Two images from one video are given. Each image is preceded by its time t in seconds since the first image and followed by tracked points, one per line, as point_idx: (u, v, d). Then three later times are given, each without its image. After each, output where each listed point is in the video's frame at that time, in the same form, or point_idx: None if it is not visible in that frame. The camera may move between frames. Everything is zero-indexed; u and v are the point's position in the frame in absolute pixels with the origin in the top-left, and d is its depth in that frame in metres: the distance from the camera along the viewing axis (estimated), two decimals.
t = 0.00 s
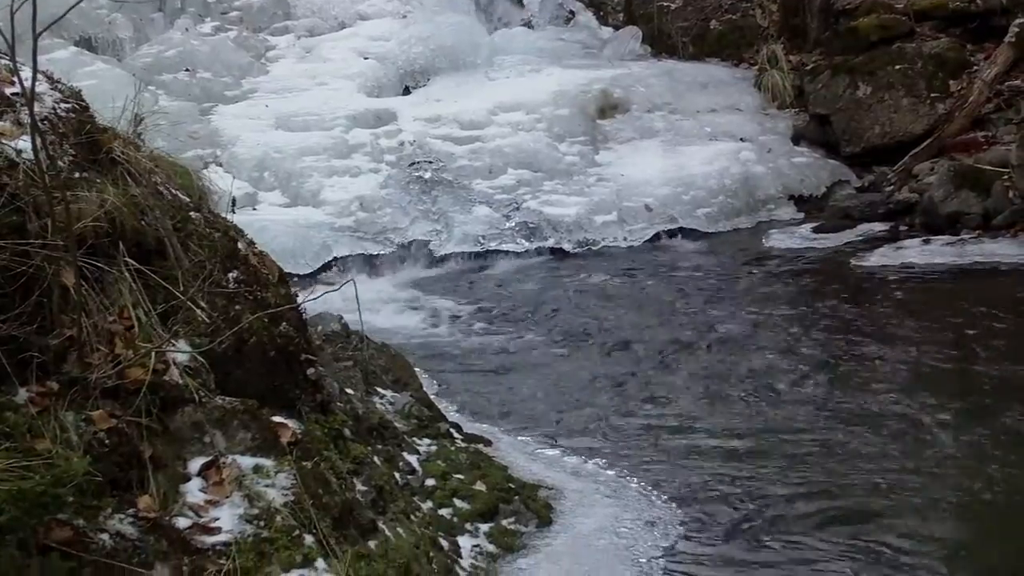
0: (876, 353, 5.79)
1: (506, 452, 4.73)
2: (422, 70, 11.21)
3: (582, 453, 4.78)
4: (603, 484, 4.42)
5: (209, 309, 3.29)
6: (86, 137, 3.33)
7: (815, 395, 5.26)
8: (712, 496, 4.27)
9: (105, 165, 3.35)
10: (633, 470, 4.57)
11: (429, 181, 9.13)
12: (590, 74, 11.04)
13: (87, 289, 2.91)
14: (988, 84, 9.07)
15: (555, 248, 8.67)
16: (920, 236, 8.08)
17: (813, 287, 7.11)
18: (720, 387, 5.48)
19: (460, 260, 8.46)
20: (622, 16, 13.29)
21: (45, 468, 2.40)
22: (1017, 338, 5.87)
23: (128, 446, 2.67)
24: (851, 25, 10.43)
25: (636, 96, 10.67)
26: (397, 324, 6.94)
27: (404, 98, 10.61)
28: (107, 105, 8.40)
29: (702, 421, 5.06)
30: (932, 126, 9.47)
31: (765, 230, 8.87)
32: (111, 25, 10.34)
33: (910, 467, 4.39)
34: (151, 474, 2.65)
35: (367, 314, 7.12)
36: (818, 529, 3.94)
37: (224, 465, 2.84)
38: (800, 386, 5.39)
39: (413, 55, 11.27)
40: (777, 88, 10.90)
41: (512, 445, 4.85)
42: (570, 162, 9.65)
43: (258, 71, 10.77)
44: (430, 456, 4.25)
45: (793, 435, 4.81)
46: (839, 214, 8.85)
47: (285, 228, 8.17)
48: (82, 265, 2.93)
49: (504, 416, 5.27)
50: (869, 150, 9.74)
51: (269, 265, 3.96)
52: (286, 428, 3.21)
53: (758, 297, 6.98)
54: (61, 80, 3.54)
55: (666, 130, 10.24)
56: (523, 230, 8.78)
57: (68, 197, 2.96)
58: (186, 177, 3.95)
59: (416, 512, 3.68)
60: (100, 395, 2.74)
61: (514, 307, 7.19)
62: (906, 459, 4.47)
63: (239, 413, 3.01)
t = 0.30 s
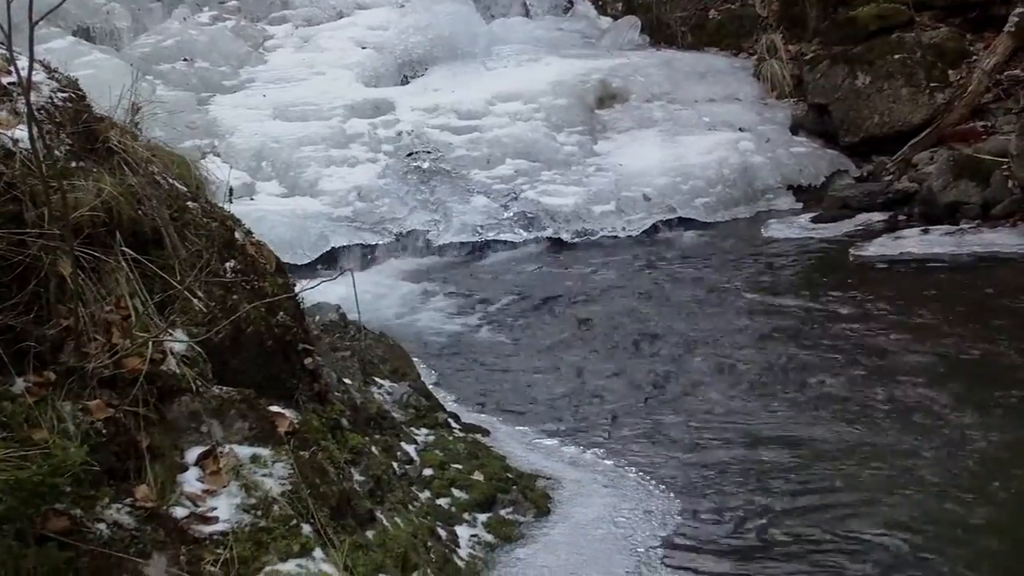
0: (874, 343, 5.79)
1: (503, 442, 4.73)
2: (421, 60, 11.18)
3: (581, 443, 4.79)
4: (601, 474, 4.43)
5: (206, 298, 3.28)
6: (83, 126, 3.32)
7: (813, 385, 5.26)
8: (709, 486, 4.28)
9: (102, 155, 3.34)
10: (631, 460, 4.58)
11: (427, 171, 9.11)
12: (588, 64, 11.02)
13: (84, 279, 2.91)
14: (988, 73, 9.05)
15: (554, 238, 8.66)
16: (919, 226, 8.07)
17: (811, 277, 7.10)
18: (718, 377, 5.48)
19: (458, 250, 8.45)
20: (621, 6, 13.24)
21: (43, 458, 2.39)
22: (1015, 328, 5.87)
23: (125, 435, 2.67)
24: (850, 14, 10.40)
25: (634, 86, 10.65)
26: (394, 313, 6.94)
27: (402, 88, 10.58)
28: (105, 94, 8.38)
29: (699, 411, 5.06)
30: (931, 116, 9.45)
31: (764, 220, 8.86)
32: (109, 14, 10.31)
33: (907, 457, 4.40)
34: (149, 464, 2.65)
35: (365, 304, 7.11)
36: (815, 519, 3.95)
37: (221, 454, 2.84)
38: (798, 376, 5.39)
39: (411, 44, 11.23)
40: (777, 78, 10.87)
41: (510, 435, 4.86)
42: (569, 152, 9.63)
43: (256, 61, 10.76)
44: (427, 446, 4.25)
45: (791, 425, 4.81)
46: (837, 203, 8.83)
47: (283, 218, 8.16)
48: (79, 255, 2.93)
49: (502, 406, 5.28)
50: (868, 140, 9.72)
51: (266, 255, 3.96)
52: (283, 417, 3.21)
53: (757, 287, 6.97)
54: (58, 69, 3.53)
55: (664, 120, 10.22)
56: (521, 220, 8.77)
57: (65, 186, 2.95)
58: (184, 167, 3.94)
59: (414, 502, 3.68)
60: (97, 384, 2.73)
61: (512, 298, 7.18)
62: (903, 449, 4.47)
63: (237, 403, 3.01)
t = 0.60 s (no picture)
0: (871, 333, 5.79)
1: (501, 432, 4.73)
2: (418, 49, 11.14)
3: (578, 433, 4.79)
4: (598, 463, 4.43)
5: (203, 288, 3.27)
6: (79, 115, 3.30)
7: (810, 375, 5.26)
8: (706, 476, 4.28)
9: (98, 144, 3.33)
10: (628, 449, 4.58)
11: (424, 160, 9.10)
12: (585, 53, 10.98)
13: (81, 268, 2.90)
14: (986, 63, 8.98)
15: (551, 227, 8.64)
16: (916, 216, 8.07)
17: (808, 267, 7.10)
18: (715, 367, 5.48)
19: (455, 240, 8.43)
20: None
21: (39, 447, 2.39)
22: (1012, 318, 5.87)
23: (121, 425, 2.66)
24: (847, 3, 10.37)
25: (632, 76, 10.63)
26: (391, 303, 6.93)
27: (399, 77, 10.55)
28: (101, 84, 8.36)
29: (697, 401, 5.06)
30: (928, 106, 9.44)
31: (761, 210, 8.85)
32: (105, 4, 10.28)
33: (904, 446, 4.40)
34: (145, 453, 2.64)
35: (362, 294, 7.10)
36: (814, 509, 3.95)
37: (217, 444, 2.83)
38: (796, 366, 5.39)
39: (408, 34, 11.19)
40: (774, 68, 10.85)
41: (507, 425, 4.86)
42: (566, 142, 9.61)
43: (252, 51, 10.73)
44: (425, 436, 4.25)
45: (788, 415, 4.81)
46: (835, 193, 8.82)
47: (280, 208, 8.15)
48: (75, 244, 2.92)
49: (499, 396, 5.28)
50: (865, 130, 9.71)
51: (263, 244, 3.94)
52: (279, 407, 3.20)
53: (754, 277, 6.97)
54: (53, 59, 3.51)
55: (662, 109, 10.20)
56: (519, 209, 8.75)
57: (61, 175, 2.94)
58: (181, 157, 3.93)
59: (411, 491, 3.68)
60: (93, 374, 2.73)
61: (509, 287, 7.17)
62: (900, 439, 4.48)
63: (233, 392, 3.00)
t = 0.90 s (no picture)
0: (867, 322, 5.80)
1: (497, 421, 4.73)
2: (414, 40, 11.10)
3: (574, 422, 4.79)
4: (594, 452, 4.43)
5: (198, 277, 3.26)
6: (74, 104, 3.29)
7: (805, 364, 5.27)
8: (702, 465, 4.29)
9: (93, 132, 3.31)
10: (624, 438, 4.59)
11: (420, 151, 9.08)
12: (581, 43, 10.96)
13: (76, 257, 2.89)
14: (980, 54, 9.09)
15: (547, 217, 8.62)
16: (912, 205, 8.07)
17: (804, 257, 7.09)
18: (711, 356, 5.48)
19: (451, 230, 8.41)
20: None
21: (34, 436, 2.38)
22: (1007, 307, 5.88)
23: (116, 414, 2.66)
24: None
25: (628, 66, 10.61)
26: (387, 293, 6.92)
27: (394, 67, 10.52)
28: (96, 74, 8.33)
29: (693, 391, 5.06)
30: (924, 96, 9.39)
31: (757, 199, 8.85)
32: None
33: (898, 435, 4.41)
34: (140, 442, 2.64)
35: (358, 284, 7.09)
36: (810, 499, 3.95)
37: (213, 433, 2.83)
38: (791, 356, 5.39)
39: (404, 24, 11.16)
40: (770, 58, 10.83)
41: (503, 414, 4.86)
42: (562, 132, 9.59)
43: (248, 41, 10.70)
44: (421, 425, 4.25)
45: (783, 405, 4.82)
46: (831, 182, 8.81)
47: (276, 198, 8.13)
48: (70, 233, 2.91)
49: (495, 385, 5.28)
50: (861, 120, 9.68)
51: (258, 233, 3.93)
52: (275, 396, 3.20)
53: (750, 267, 6.97)
54: (48, 48, 3.50)
55: (658, 99, 10.18)
56: (515, 199, 8.73)
57: (56, 164, 2.93)
58: (177, 146, 3.92)
59: (407, 480, 3.68)
60: (89, 363, 2.72)
61: (505, 277, 7.17)
62: (895, 428, 4.49)
63: (229, 380, 3.00)
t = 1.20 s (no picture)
0: (861, 312, 5.81)
1: (492, 411, 4.74)
2: (409, 29, 11.06)
3: (568, 412, 4.79)
4: (589, 442, 4.44)
5: (192, 267, 3.25)
6: (68, 93, 3.27)
7: (800, 354, 5.28)
8: (696, 455, 4.30)
9: (87, 121, 3.30)
10: (618, 428, 4.59)
11: (415, 141, 9.07)
12: (577, 33, 10.92)
13: (69, 247, 2.88)
14: (976, 43, 9.12)
15: (542, 207, 8.61)
16: (908, 195, 8.07)
17: (800, 246, 7.10)
18: (706, 346, 5.49)
19: (446, 220, 8.40)
20: None
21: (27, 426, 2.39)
22: (1002, 296, 5.90)
23: (109, 404, 2.65)
24: None
25: (624, 55, 10.59)
26: (383, 283, 6.92)
27: (390, 57, 10.48)
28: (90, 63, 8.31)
29: (687, 380, 5.07)
30: (920, 85, 9.36)
31: (753, 189, 8.84)
32: None
33: (892, 425, 4.43)
34: (134, 432, 2.63)
35: (353, 274, 7.09)
36: (803, 488, 3.96)
37: (207, 423, 2.82)
38: (786, 346, 5.40)
39: (399, 14, 11.11)
40: (766, 47, 10.79)
41: (498, 404, 4.86)
42: (557, 121, 9.57)
43: (243, 31, 10.68)
44: (415, 415, 4.26)
45: (778, 395, 4.82)
46: (827, 171, 8.80)
47: (271, 188, 8.13)
48: (63, 222, 2.90)
49: (491, 375, 5.28)
50: (857, 109, 9.61)
51: (253, 223, 3.92)
52: (269, 386, 3.19)
53: (746, 256, 6.97)
54: (42, 36, 3.48)
55: (654, 89, 10.16)
56: (510, 189, 8.72)
57: (49, 153, 2.92)
58: (171, 135, 3.90)
59: (401, 470, 3.68)
60: (82, 352, 2.72)
61: (501, 267, 7.16)
62: (888, 417, 4.50)
63: (222, 370, 2.99)
